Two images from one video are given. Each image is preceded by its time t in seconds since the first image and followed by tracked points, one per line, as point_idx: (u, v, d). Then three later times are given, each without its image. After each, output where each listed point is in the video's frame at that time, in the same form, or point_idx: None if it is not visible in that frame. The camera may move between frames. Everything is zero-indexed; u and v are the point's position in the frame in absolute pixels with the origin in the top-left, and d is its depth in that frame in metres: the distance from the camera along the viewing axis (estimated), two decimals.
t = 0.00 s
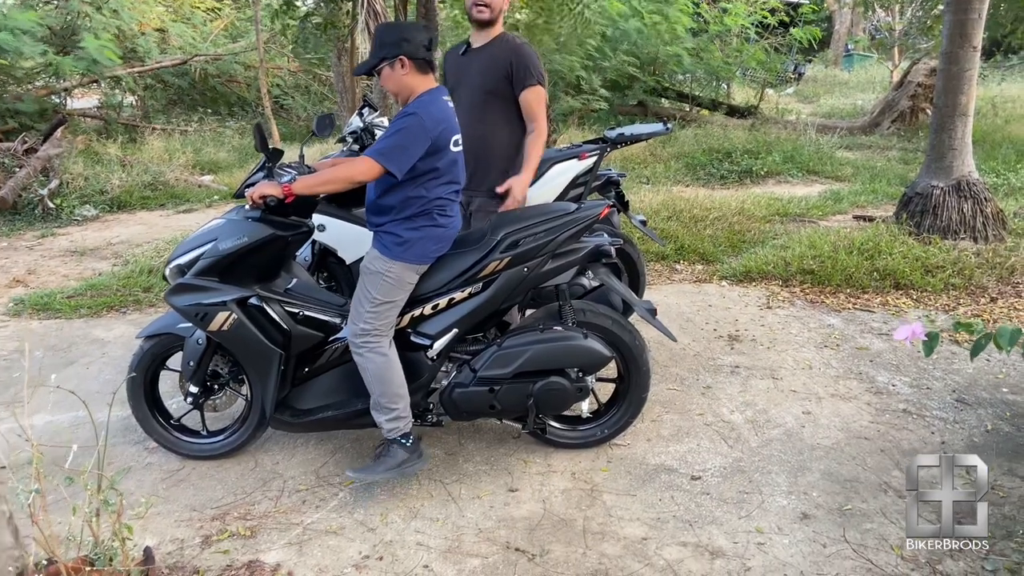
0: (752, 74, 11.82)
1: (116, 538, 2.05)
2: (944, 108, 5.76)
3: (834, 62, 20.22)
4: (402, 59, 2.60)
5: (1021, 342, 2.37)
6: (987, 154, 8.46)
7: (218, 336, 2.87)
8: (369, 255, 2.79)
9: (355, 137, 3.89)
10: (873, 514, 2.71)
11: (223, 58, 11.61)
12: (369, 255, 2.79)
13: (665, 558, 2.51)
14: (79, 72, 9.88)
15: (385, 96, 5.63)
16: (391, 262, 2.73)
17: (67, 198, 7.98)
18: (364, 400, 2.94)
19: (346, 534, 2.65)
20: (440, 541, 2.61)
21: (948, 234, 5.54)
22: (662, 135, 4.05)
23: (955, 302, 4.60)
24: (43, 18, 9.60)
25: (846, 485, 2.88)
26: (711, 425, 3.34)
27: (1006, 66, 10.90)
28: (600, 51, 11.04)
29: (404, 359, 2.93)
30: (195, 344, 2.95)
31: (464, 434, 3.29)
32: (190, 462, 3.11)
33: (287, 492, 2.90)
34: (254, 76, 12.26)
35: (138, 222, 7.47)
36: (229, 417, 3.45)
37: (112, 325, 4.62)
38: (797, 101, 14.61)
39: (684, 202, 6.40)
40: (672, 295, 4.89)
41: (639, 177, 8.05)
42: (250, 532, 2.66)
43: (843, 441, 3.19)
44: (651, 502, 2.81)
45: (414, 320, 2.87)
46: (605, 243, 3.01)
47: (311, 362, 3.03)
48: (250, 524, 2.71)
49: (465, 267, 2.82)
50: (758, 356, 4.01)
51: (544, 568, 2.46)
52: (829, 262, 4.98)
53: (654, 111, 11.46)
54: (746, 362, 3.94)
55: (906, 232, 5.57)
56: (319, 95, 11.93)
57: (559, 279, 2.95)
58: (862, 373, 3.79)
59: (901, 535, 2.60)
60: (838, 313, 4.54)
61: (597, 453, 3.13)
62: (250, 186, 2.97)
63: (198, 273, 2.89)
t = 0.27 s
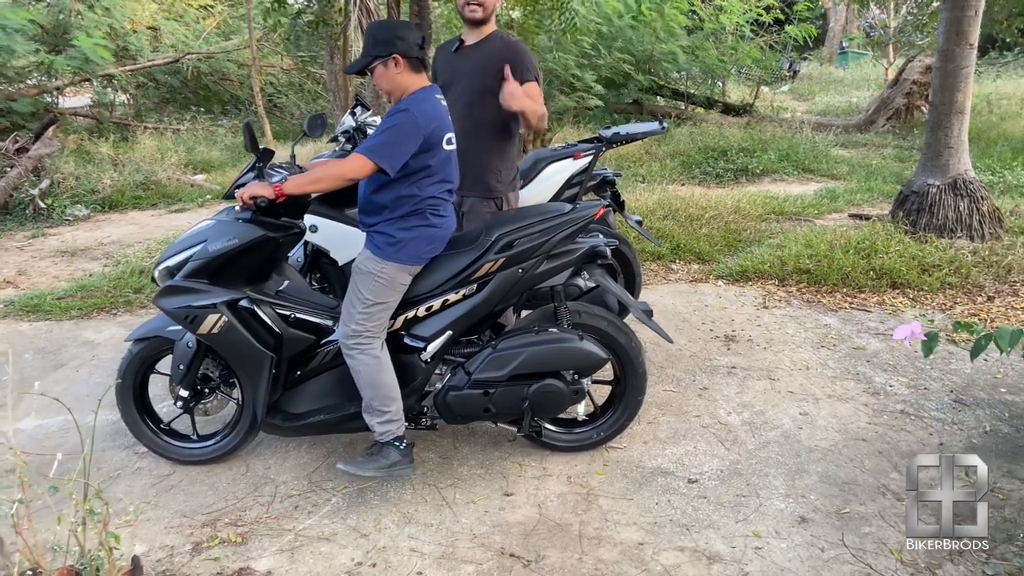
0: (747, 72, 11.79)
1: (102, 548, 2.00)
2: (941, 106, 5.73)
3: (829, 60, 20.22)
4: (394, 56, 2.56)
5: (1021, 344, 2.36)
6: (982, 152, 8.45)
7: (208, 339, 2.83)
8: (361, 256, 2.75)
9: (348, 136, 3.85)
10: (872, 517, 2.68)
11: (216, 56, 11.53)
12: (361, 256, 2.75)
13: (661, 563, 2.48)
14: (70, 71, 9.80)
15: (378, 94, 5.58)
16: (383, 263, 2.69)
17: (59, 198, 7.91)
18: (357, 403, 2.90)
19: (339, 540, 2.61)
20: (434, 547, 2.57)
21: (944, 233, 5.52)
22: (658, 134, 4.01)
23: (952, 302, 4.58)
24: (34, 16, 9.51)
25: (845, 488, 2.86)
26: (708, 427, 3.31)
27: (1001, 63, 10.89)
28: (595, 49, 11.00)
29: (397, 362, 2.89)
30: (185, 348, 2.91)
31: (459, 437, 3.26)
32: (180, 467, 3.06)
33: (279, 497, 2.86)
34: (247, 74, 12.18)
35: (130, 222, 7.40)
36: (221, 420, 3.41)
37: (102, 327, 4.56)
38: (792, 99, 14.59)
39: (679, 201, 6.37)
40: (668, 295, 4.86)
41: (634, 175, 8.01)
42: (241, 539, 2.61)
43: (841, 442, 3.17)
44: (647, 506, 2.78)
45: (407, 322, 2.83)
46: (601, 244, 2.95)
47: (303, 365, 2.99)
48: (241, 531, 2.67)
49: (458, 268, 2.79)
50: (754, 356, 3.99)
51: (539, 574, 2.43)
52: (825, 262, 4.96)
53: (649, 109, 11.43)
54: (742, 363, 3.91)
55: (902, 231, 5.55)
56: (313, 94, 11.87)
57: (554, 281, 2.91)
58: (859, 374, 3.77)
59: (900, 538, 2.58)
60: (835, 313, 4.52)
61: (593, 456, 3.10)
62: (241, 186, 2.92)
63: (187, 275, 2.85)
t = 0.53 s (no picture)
0: (743, 71, 11.76)
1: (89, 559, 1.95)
2: (937, 105, 5.71)
3: (823, 59, 20.23)
4: (386, 54, 2.52)
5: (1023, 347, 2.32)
6: (978, 151, 8.44)
7: (198, 343, 2.78)
8: (353, 257, 2.71)
9: (341, 136, 3.81)
10: (871, 522, 2.65)
11: (208, 55, 11.45)
12: (353, 258, 2.71)
13: (659, 570, 2.44)
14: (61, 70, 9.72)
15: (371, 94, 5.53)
16: (376, 264, 2.65)
17: (50, 198, 7.84)
18: (350, 408, 2.85)
19: (332, 547, 2.57)
20: (429, 554, 2.53)
21: (941, 233, 5.50)
22: (654, 134, 3.97)
23: (949, 302, 4.55)
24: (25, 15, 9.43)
25: (844, 492, 2.83)
26: (706, 431, 3.27)
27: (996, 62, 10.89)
28: (589, 48, 10.96)
29: (391, 365, 2.85)
30: (176, 352, 2.86)
31: (453, 441, 3.22)
32: (171, 473, 3.02)
33: (271, 504, 2.82)
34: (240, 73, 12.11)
35: (122, 223, 7.34)
36: (212, 425, 3.36)
37: (93, 330, 4.51)
38: (787, 98, 14.58)
39: (675, 201, 6.33)
40: (664, 296, 4.83)
41: (630, 175, 7.98)
42: (232, 547, 2.57)
43: (839, 446, 3.14)
44: (645, 511, 2.74)
45: (401, 325, 2.79)
46: (597, 245, 2.92)
47: (296, 368, 2.94)
48: (233, 538, 2.62)
49: (453, 270, 2.75)
50: (752, 358, 3.96)
51: None
52: (822, 262, 4.93)
53: (644, 109, 11.39)
54: (740, 365, 3.88)
55: (899, 231, 5.53)
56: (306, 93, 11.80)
57: (550, 282, 2.87)
58: (857, 375, 3.74)
59: (900, 544, 2.55)
60: (832, 314, 4.49)
61: (589, 460, 3.06)
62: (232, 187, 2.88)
63: (177, 278, 2.80)
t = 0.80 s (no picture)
0: (737, 73, 11.79)
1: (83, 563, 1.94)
2: (931, 107, 5.73)
3: (818, 60, 20.29)
4: (381, 56, 2.51)
5: (1017, 344, 2.35)
6: (972, 152, 8.48)
7: (192, 346, 2.77)
8: (348, 261, 2.70)
9: (335, 139, 3.81)
10: (867, 523, 2.66)
11: (203, 57, 11.44)
12: (348, 261, 2.70)
13: (655, 571, 2.44)
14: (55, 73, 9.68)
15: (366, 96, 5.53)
16: (372, 268, 2.64)
17: (44, 201, 7.82)
18: (346, 411, 2.84)
19: (327, 550, 2.56)
20: (425, 556, 2.53)
21: (935, 234, 5.52)
22: (649, 136, 3.98)
23: (944, 303, 4.56)
24: (19, 17, 9.40)
25: (839, 493, 2.83)
26: (701, 432, 3.27)
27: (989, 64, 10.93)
28: (584, 50, 10.97)
29: (387, 369, 2.85)
30: (170, 355, 2.85)
31: (449, 444, 3.21)
32: (165, 476, 3.01)
33: (266, 507, 2.81)
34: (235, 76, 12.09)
35: (116, 225, 7.32)
36: (207, 428, 3.35)
37: (86, 333, 4.49)
38: (782, 99, 14.62)
39: (670, 203, 6.34)
40: (659, 297, 4.83)
41: (625, 177, 7.98)
42: (227, 550, 2.56)
43: (835, 447, 3.14)
44: (641, 513, 2.74)
45: (396, 328, 2.79)
46: (593, 247, 2.92)
47: (290, 372, 2.93)
48: (228, 542, 2.61)
49: (448, 272, 2.74)
50: (747, 359, 3.96)
51: None
52: (817, 263, 4.94)
53: (639, 111, 11.41)
54: (735, 366, 3.89)
55: (893, 232, 5.54)
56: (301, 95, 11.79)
57: (545, 285, 2.87)
58: (852, 376, 3.75)
59: (896, 544, 2.55)
60: (827, 315, 4.50)
61: (585, 463, 3.06)
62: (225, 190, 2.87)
63: (171, 282, 2.79)
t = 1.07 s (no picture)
0: (731, 79, 11.86)
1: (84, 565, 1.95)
2: (922, 112, 5.78)
3: (811, 66, 20.42)
4: (380, 64, 2.54)
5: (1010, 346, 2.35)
6: (964, 158, 8.54)
7: (190, 352, 2.78)
8: (346, 267, 2.72)
9: (333, 144, 3.83)
10: (860, 524, 2.69)
11: (199, 63, 11.45)
12: (346, 267, 2.72)
13: (651, 573, 2.47)
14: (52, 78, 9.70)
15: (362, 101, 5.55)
16: (370, 274, 2.66)
17: (40, 206, 7.82)
18: (344, 415, 2.86)
19: (325, 552, 2.58)
20: (422, 558, 2.55)
21: (927, 239, 5.57)
22: (644, 141, 4.02)
23: (936, 307, 4.61)
24: (15, 24, 9.42)
25: (833, 494, 2.86)
26: (696, 435, 3.30)
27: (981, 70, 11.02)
28: (579, 56, 11.02)
29: (384, 373, 2.87)
30: (167, 360, 2.86)
31: (446, 447, 3.23)
32: (164, 480, 3.02)
33: (264, 510, 2.83)
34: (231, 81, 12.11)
35: (113, 231, 7.33)
36: (204, 432, 3.37)
37: (83, 338, 4.50)
38: (776, 105, 14.71)
39: (665, 207, 6.38)
40: (654, 302, 4.86)
41: (620, 182, 8.03)
42: (225, 553, 2.58)
43: (828, 449, 3.17)
44: (636, 514, 2.77)
45: (393, 333, 2.81)
46: (588, 252, 2.95)
47: (288, 376, 2.95)
48: (226, 544, 2.63)
49: (445, 278, 2.77)
50: (741, 363, 3.99)
51: None
52: (810, 267, 4.98)
53: (634, 116, 11.46)
54: (730, 369, 3.92)
55: (886, 237, 5.59)
56: (297, 101, 11.82)
57: (542, 290, 2.90)
58: (846, 380, 3.78)
59: (888, 545, 2.58)
60: (820, 319, 4.53)
61: (581, 465, 3.08)
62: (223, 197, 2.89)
63: (168, 287, 2.80)
